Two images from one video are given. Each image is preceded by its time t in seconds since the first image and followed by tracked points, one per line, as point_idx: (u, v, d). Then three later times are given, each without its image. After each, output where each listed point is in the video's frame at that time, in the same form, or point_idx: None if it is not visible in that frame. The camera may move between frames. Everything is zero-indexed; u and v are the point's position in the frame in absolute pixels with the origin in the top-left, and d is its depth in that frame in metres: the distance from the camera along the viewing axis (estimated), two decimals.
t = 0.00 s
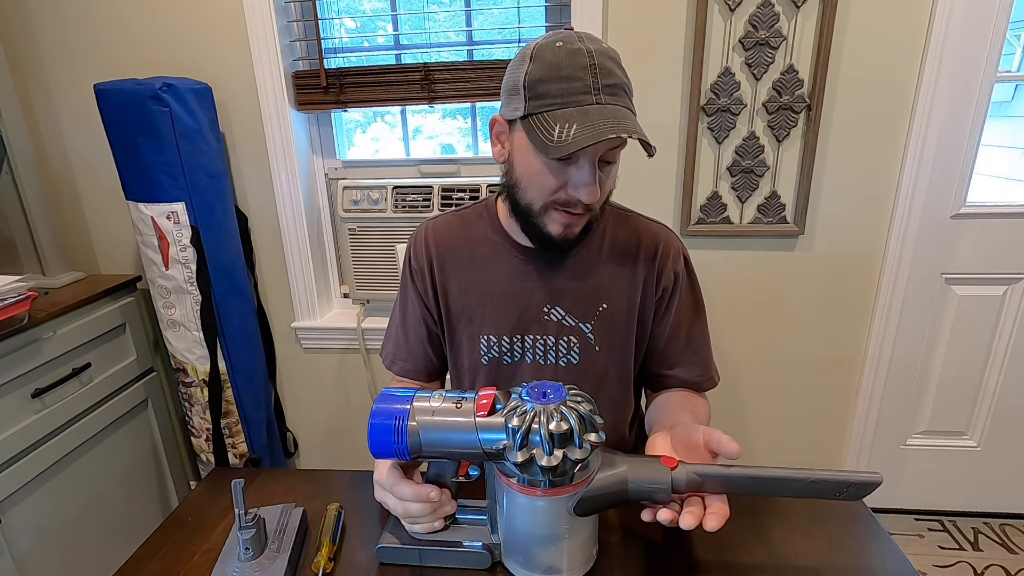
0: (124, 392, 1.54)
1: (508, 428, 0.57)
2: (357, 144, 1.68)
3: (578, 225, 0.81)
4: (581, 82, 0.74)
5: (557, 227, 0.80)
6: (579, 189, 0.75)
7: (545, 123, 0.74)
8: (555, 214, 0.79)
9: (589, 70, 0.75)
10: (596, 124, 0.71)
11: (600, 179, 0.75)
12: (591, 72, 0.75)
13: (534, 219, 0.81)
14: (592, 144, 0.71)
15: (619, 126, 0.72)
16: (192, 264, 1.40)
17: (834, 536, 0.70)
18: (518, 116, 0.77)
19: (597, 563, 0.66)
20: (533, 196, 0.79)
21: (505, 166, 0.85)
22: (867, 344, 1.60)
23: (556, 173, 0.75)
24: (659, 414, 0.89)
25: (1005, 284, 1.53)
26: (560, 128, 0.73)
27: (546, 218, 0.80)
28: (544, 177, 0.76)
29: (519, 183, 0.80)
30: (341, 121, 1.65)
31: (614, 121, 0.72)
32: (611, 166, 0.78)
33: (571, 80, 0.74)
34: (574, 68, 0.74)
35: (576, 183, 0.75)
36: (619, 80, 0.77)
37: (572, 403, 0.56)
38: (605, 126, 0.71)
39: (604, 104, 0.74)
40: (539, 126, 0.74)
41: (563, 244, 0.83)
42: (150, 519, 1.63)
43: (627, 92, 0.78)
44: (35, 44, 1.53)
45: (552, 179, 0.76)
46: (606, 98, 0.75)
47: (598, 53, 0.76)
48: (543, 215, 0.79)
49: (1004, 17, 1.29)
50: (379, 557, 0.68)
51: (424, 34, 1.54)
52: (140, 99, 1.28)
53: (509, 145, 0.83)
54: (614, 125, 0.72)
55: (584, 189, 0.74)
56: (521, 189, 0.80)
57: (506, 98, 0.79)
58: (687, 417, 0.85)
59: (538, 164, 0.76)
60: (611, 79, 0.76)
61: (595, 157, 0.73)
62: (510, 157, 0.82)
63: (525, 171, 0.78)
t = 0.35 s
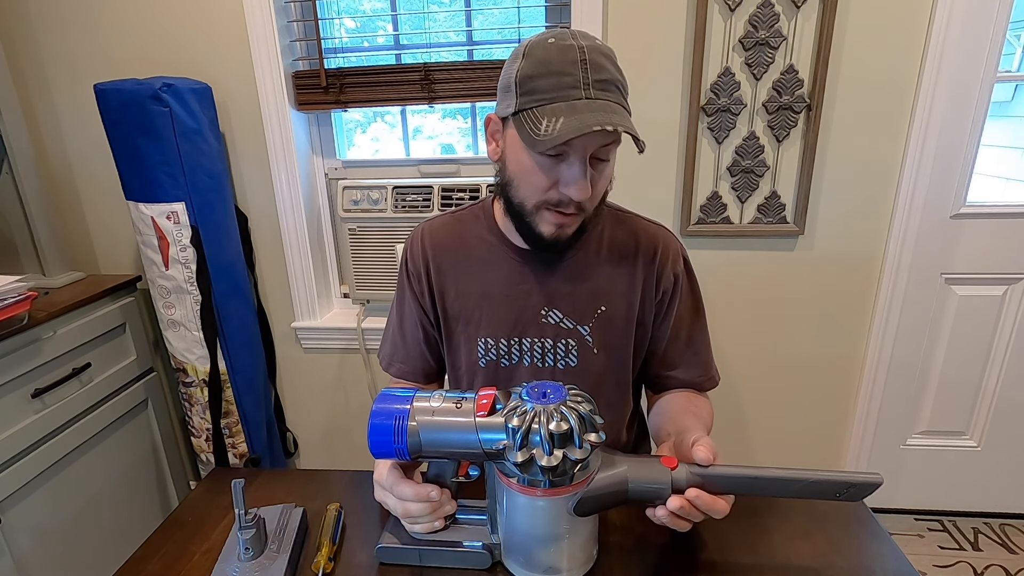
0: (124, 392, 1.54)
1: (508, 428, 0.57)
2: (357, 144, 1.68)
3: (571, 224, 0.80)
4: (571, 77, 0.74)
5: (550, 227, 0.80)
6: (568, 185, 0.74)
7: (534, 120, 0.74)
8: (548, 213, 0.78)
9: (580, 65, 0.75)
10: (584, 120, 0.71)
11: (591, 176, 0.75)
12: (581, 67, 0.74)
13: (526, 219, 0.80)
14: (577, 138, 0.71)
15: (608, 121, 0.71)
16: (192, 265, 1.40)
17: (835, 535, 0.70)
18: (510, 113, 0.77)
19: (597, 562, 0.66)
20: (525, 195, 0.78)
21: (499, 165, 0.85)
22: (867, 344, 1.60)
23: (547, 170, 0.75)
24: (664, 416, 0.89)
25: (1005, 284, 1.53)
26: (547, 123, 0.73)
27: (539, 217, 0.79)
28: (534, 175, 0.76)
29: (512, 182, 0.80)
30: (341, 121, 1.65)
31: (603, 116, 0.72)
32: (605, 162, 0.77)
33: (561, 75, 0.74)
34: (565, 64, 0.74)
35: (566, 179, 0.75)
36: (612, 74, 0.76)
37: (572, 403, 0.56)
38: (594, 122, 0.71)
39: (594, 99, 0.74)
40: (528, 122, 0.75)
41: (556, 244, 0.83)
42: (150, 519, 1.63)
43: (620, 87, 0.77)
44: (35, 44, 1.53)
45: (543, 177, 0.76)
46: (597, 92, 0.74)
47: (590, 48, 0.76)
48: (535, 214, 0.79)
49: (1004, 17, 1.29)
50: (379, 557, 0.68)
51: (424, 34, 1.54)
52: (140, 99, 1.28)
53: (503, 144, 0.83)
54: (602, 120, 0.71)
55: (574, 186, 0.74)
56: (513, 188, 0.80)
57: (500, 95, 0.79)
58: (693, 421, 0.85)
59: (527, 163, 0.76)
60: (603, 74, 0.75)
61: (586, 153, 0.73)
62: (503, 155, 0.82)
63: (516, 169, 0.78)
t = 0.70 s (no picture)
0: (124, 392, 1.54)
1: (508, 428, 0.57)
2: (357, 144, 1.68)
3: (550, 213, 0.77)
4: (532, 60, 0.76)
5: (527, 216, 0.78)
6: (533, 167, 0.75)
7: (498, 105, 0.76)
8: (523, 201, 0.77)
9: (543, 50, 0.76)
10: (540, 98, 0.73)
11: (558, 158, 0.75)
12: (544, 51, 0.76)
13: (506, 209, 0.80)
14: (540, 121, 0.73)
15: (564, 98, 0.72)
16: (192, 265, 1.40)
17: (834, 535, 0.70)
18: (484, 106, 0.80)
19: (597, 562, 0.66)
20: (501, 184, 0.79)
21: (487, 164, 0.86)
22: (867, 344, 1.60)
23: (516, 155, 0.77)
24: (666, 417, 0.89)
25: (1005, 285, 1.53)
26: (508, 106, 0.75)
27: (516, 206, 0.78)
28: (504, 161, 0.78)
29: (490, 174, 0.81)
30: (341, 121, 1.65)
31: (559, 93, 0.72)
32: (579, 146, 0.76)
33: (522, 60, 0.76)
34: (528, 51, 0.76)
35: (531, 161, 0.76)
36: (577, 56, 0.76)
37: (572, 403, 0.56)
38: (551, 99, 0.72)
39: (553, 76, 0.74)
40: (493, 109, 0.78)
41: (536, 233, 0.80)
42: (150, 519, 1.63)
43: (588, 67, 0.76)
44: (35, 44, 1.53)
45: (513, 163, 0.77)
46: (557, 71, 0.74)
47: (555, 34, 0.77)
48: (512, 203, 0.79)
49: (1004, 17, 1.29)
50: (379, 557, 0.68)
51: (424, 34, 1.54)
52: (140, 99, 1.28)
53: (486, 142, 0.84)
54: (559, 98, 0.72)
55: (539, 167, 0.75)
56: (492, 179, 0.81)
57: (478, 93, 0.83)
58: (695, 424, 0.84)
59: (498, 149, 0.78)
60: (566, 56, 0.76)
61: (552, 136, 0.75)
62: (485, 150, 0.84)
63: (490, 158, 0.80)
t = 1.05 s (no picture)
0: (124, 392, 1.54)
1: (508, 428, 0.57)
2: (357, 144, 1.68)
3: (547, 208, 0.77)
4: (525, 56, 0.76)
5: (524, 212, 0.78)
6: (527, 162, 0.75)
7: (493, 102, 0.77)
8: (519, 197, 0.78)
9: (536, 46, 0.76)
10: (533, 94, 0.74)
11: (553, 152, 0.75)
12: (537, 47, 0.76)
13: (503, 206, 0.80)
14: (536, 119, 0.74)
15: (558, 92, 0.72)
16: (192, 265, 1.40)
17: (834, 535, 0.70)
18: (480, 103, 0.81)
19: (597, 562, 0.66)
20: (497, 180, 0.79)
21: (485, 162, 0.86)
22: (867, 344, 1.60)
23: (512, 151, 0.77)
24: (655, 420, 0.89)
25: (1005, 285, 1.53)
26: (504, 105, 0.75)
27: (513, 203, 0.78)
28: (500, 157, 0.78)
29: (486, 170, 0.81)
30: (341, 121, 1.65)
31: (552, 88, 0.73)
32: (574, 141, 0.77)
33: (516, 56, 0.76)
34: (522, 47, 0.77)
35: (525, 156, 0.76)
36: (570, 51, 0.76)
37: (572, 403, 0.56)
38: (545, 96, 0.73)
39: (545, 71, 0.74)
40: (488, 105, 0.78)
41: (533, 231, 0.79)
42: (149, 519, 1.63)
43: (581, 62, 0.76)
44: (36, 44, 1.53)
45: (508, 159, 0.77)
46: (550, 66, 0.75)
47: (548, 30, 0.78)
48: (509, 200, 0.79)
49: (1004, 16, 1.29)
50: (379, 557, 0.68)
51: (424, 34, 1.54)
52: (140, 99, 1.28)
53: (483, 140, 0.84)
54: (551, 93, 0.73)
55: (534, 162, 0.75)
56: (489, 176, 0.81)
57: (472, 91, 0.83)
58: (685, 428, 0.83)
59: (494, 145, 0.78)
60: (559, 51, 0.76)
61: (546, 131, 0.76)
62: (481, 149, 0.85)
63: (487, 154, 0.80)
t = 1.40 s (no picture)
0: (124, 392, 1.54)
1: (507, 428, 0.57)
2: (357, 144, 1.68)
3: (547, 205, 0.77)
4: (524, 54, 0.76)
5: (524, 209, 0.78)
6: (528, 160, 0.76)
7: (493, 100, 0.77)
8: (520, 194, 0.77)
9: (535, 44, 0.76)
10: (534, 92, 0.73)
11: (553, 150, 0.75)
12: (536, 45, 0.76)
13: (503, 204, 0.80)
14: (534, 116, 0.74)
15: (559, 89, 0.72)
16: (192, 265, 1.40)
17: (834, 535, 0.70)
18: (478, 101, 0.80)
19: (597, 563, 0.66)
20: (497, 178, 0.79)
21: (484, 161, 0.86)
22: (867, 345, 1.60)
23: (511, 148, 0.77)
24: (656, 421, 0.88)
25: (1005, 285, 1.53)
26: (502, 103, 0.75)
27: (513, 200, 0.78)
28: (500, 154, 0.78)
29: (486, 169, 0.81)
30: (341, 121, 1.65)
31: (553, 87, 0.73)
32: (575, 138, 0.77)
33: (516, 54, 0.76)
34: (522, 45, 0.77)
35: (525, 152, 0.76)
36: (569, 49, 0.77)
37: (572, 403, 0.56)
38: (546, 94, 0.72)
39: (545, 69, 0.74)
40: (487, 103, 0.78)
41: (532, 229, 0.79)
42: (149, 519, 1.63)
43: (581, 60, 0.77)
44: (36, 44, 1.53)
45: (508, 156, 0.77)
46: (550, 64, 0.75)
47: (547, 28, 0.78)
48: (509, 197, 0.79)
49: (1004, 16, 1.29)
50: (379, 557, 0.68)
51: (424, 34, 1.54)
52: (140, 99, 1.28)
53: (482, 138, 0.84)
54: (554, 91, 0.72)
55: (535, 160, 0.75)
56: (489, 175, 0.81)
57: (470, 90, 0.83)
58: (683, 429, 0.83)
59: (494, 143, 0.78)
60: (559, 49, 0.76)
61: (546, 128, 0.76)
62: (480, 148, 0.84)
63: (487, 152, 0.80)
